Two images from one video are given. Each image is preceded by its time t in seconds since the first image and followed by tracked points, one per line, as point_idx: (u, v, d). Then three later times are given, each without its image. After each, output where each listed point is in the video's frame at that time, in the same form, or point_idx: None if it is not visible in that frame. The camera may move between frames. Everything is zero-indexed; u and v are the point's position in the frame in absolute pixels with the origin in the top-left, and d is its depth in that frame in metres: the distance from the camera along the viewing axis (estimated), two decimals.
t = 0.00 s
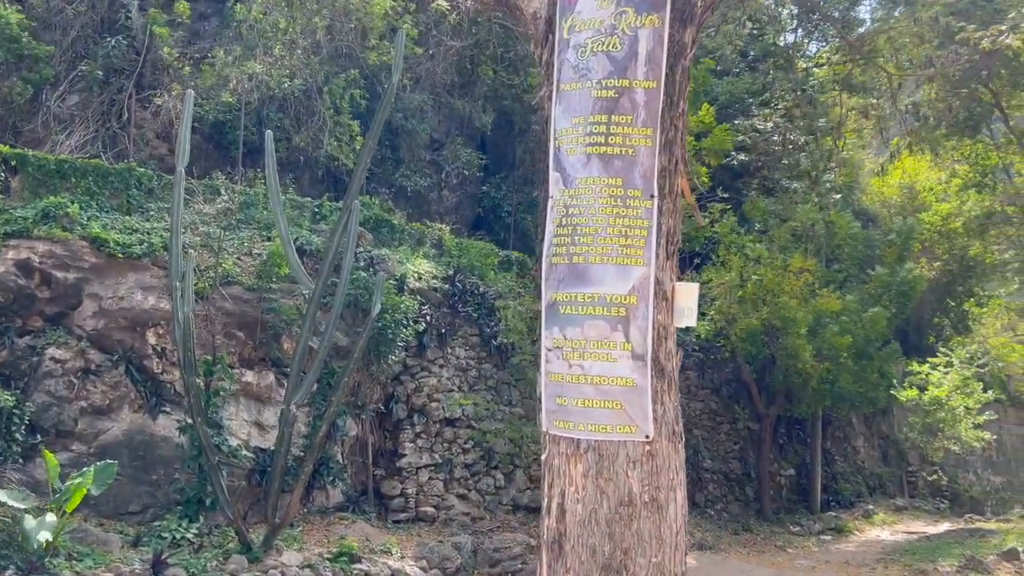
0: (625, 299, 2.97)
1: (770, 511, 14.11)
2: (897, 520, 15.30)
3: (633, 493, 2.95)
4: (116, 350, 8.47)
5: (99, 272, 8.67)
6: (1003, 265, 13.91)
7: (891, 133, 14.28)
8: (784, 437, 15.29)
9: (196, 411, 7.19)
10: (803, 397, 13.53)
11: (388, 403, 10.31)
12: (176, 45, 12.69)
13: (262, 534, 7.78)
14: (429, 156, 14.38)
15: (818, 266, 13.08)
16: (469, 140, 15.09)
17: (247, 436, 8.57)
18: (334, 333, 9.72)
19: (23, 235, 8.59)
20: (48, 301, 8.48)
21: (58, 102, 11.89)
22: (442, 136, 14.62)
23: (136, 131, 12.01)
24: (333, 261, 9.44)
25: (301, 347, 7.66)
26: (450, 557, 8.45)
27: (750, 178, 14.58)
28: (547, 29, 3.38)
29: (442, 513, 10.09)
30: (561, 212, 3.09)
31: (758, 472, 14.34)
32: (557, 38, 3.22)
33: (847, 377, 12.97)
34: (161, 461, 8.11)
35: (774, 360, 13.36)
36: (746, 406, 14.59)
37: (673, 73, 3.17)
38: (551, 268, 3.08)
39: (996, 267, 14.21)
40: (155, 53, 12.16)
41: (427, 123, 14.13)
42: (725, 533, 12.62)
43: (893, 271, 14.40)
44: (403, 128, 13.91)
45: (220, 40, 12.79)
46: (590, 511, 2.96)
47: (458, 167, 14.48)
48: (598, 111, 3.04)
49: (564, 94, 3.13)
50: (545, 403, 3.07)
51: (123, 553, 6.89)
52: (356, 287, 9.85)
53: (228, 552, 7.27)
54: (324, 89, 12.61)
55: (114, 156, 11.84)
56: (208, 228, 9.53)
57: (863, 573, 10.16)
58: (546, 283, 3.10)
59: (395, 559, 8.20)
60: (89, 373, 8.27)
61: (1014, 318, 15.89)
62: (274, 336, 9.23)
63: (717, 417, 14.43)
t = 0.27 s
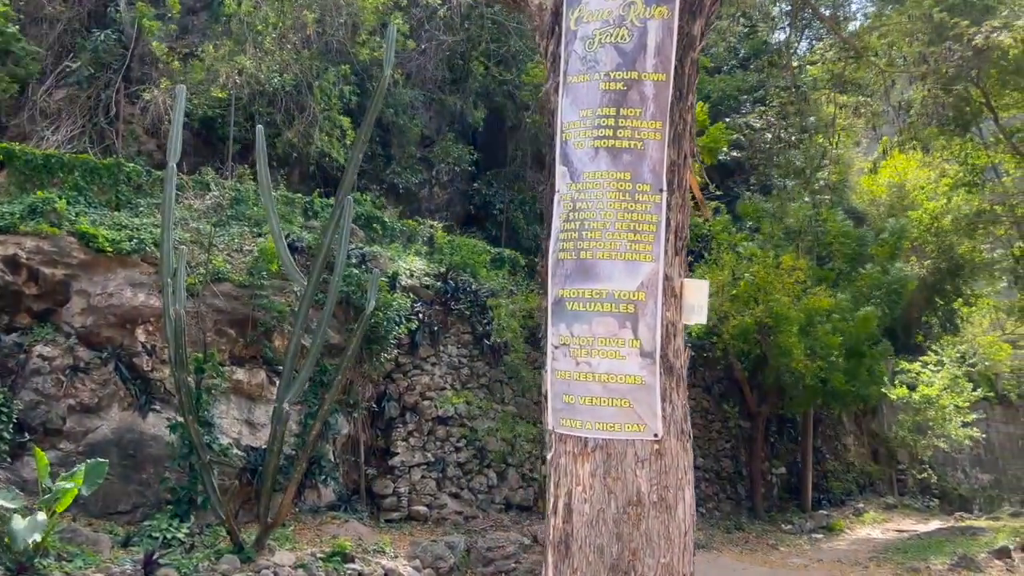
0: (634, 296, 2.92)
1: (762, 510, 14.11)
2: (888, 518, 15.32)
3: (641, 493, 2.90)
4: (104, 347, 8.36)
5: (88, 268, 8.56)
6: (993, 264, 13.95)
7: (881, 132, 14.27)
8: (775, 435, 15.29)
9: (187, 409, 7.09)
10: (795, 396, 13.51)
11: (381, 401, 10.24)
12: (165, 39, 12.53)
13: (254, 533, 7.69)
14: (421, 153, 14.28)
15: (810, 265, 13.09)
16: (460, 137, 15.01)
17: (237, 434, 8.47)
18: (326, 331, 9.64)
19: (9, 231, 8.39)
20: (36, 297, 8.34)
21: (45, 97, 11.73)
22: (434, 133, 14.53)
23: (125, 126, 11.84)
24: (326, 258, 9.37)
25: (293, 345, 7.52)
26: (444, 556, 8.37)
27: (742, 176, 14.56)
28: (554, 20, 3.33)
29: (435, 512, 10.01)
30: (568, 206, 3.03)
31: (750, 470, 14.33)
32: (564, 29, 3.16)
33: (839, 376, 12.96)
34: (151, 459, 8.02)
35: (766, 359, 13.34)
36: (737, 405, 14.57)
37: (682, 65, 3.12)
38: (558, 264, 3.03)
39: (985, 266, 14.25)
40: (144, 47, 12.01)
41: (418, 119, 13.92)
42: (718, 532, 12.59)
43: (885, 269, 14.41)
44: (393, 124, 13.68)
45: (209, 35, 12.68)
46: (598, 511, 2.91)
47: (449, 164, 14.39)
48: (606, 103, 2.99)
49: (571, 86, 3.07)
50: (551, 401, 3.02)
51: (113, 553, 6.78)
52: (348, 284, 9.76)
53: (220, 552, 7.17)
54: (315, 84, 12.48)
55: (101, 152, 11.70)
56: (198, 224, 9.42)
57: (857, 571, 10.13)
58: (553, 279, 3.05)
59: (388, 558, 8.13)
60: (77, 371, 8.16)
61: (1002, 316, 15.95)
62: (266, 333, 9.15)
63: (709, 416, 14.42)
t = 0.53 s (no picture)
0: (637, 291, 2.89)
1: (752, 507, 14.13)
2: (877, 515, 15.37)
3: (644, 491, 2.87)
4: (93, 345, 8.25)
5: (76, 265, 8.46)
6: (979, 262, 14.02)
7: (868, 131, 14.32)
8: (764, 432, 15.32)
9: (178, 407, 7.01)
10: (785, 393, 13.53)
11: (372, 398, 10.18)
12: (152, 34, 12.41)
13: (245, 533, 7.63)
14: (411, 150, 14.20)
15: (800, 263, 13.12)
16: (450, 134, 14.96)
17: (227, 432, 8.39)
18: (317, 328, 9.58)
19: None
20: (22, 294, 8.24)
21: (31, 91, 11.56)
22: (423, 129, 14.46)
23: (112, 122, 11.78)
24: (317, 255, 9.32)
25: (284, 341, 7.42)
26: (436, 554, 8.31)
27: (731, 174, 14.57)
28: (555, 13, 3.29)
29: (427, 510, 9.96)
30: (570, 201, 3.00)
31: (740, 468, 14.35)
32: (567, 22, 3.13)
33: (829, 374, 12.98)
34: (140, 458, 7.93)
35: (756, 356, 13.34)
36: (727, 402, 14.58)
37: (685, 58, 3.09)
38: (560, 259, 3.00)
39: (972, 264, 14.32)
40: (132, 42, 11.89)
41: (408, 115, 13.83)
42: (709, 529, 12.59)
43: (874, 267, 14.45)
44: (382, 121, 13.52)
45: (198, 31, 12.60)
46: (600, 509, 2.87)
47: (439, 161, 14.33)
48: (609, 96, 2.95)
49: (573, 79, 3.04)
50: (553, 397, 2.99)
51: (102, 553, 6.69)
52: (339, 281, 9.69)
53: (210, 550, 7.10)
54: (305, 80, 12.38)
55: (87, 148, 11.60)
56: (187, 220, 9.34)
57: (848, 567, 10.14)
58: (555, 273, 3.02)
59: (380, 557, 8.08)
60: (65, 368, 8.05)
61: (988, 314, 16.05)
62: (256, 330, 9.07)
63: (699, 413, 14.42)
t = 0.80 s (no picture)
0: (634, 285, 2.84)
1: (741, 504, 14.14)
2: (865, 512, 15.42)
3: (641, 487, 2.83)
4: (78, 341, 8.16)
5: (60, 260, 8.35)
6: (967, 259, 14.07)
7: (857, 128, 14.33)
8: (753, 429, 15.34)
9: (164, 404, 6.91)
10: (774, 390, 13.53)
11: (360, 395, 10.12)
12: (138, 29, 12.26)
13: (232, 531, 7.55)
14: (399, 146, 14.11)
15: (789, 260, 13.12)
16: (439, 130, 14.88)
17: (215, 430, 8.32)
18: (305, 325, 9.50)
19: None
20: (6, 290, 8.14)
21: (14, 86, 11.39)
22: (412, 125, 14.37)
23: (97, 116, 11.65)
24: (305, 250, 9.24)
25: (272, 338, 7.31)
26: (425, 553, 8.25)
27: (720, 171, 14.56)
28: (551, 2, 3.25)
29: (416, 508, 9.90)
30: (566, 193, 2.96)
31: (729, 465, 14.36)
32: (562, 12, 3.08)
33: (818, 371, 12.99)
34: (126, 455, 7.84)
35: (745, 353, 13.32)
36: (717, 399, 14.59)
37: (682, 48, 3.05)
38: (555, 252, 2.95)
39: (959, 261, 14.37)
40: (117, 36, 11.74)
41: (396, 111, 13.73)
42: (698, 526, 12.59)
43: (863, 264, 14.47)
44: (372, 118, 13.49)
45: (184, 26, 12.48)
46: (596, 506, 2.83)
47: (429, 158, 14.25)
48: (605, 86, 2.91)
49: (569, 69, 3.00)
50: (548, 393, 2.94)
51: (88, 552, 6.61)
52: (328, 277, 9.64)
53: (198, 549, 7.02)
54: (293, 75, 12.27)
55: (72, 143, 11.43)
56: (174, 215, 9.24)
57: (837, 564, 10.14)
58: (550, 267, 2.97)
59: (369, 555, 8.01)
60: (50, 365, 7.97)
61: (975, 312, 16.12)
62: (243, 327, 8.98)
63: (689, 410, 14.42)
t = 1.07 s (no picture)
0: (629, 277, 2.77)
1: (731, 501, 14.13)
2: (854, 508, 15.43)
3: (636, 484, 2.76)
4: (61, 337, 8.04)
5: (44, 255, 8.19)
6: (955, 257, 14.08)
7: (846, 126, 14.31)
8: (743, 426, 15.33)
9: (149, 401, 6.80)
10: (764, 387, 13.50)
11: (348, 392, 10.03)
12: (124, 23, 12.10)
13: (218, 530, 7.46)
14: (388, 142, 14.01)
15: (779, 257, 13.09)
16: (428, 126, 14.78)
17: (201, 427, 8.23)
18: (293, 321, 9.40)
19: None
20: None
21: None
22: (401, 121, 14.27)
23: (82, 111, 11.46)
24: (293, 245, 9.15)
25: (259, 334, 7.19)
26: (414, 551, 8.17)
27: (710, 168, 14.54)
28: None
29: (405, 506, 9.82)
30: (559, 182, 2.88)
31: (719, 462, 14.34)
32: None
33: (807, 368, 12.98)
34: (110, 453, 7.74)
35: (735, 350, 13.29)
36: (706, 396, 14.56)
37: (678, 35, 2.97)
38: (548, 243, 2.88)
39: (947, 258, 14.40)
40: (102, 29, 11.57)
41: (385, 106, 13.61)
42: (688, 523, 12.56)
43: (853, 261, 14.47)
44: (360, 113, 13.37)
45: (171, 20, 12.33)
46: (590, 503, 2.76)
47: (418, 153, 14.16)
48: (600, 73, 2.84)
49: (562, 56, 2.93)
50: (541, 387, 2.87)
51: (70, 551, 6.50)
52: (316, 273, 9.53)
53: (183, 548, 6.92)
54: (281, 69, 12.14)
55: (57, 137, 11.21)
56: (160, 210, 9.11)
57: (828, 561, 10.11)
58: (542, 258, 2.90)
59: (358, 553, 7.93)
60: (33, 361, 7.82)
61: (963, 309, 16.15)
62: (230, 323, 8.86)
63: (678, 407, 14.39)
